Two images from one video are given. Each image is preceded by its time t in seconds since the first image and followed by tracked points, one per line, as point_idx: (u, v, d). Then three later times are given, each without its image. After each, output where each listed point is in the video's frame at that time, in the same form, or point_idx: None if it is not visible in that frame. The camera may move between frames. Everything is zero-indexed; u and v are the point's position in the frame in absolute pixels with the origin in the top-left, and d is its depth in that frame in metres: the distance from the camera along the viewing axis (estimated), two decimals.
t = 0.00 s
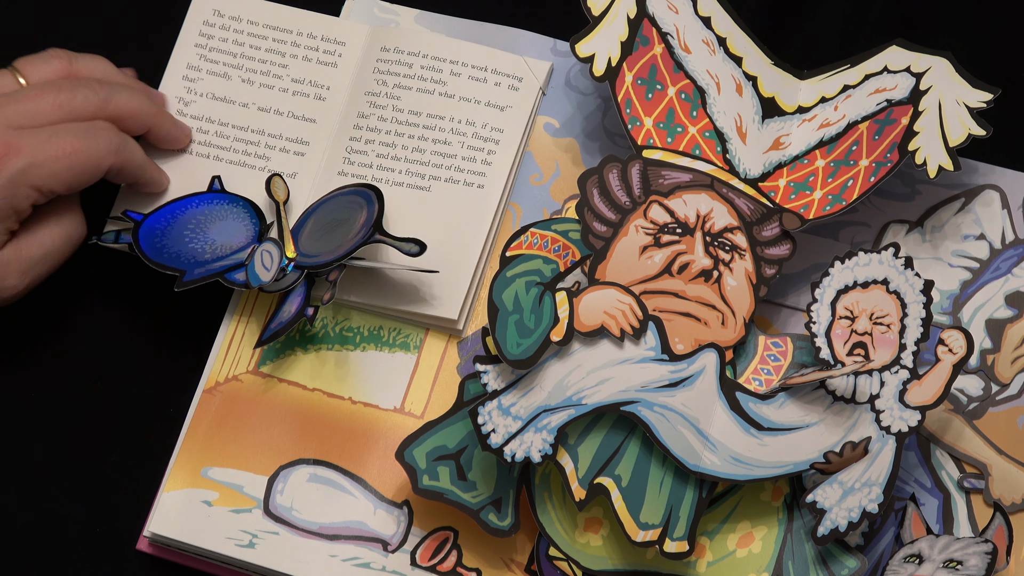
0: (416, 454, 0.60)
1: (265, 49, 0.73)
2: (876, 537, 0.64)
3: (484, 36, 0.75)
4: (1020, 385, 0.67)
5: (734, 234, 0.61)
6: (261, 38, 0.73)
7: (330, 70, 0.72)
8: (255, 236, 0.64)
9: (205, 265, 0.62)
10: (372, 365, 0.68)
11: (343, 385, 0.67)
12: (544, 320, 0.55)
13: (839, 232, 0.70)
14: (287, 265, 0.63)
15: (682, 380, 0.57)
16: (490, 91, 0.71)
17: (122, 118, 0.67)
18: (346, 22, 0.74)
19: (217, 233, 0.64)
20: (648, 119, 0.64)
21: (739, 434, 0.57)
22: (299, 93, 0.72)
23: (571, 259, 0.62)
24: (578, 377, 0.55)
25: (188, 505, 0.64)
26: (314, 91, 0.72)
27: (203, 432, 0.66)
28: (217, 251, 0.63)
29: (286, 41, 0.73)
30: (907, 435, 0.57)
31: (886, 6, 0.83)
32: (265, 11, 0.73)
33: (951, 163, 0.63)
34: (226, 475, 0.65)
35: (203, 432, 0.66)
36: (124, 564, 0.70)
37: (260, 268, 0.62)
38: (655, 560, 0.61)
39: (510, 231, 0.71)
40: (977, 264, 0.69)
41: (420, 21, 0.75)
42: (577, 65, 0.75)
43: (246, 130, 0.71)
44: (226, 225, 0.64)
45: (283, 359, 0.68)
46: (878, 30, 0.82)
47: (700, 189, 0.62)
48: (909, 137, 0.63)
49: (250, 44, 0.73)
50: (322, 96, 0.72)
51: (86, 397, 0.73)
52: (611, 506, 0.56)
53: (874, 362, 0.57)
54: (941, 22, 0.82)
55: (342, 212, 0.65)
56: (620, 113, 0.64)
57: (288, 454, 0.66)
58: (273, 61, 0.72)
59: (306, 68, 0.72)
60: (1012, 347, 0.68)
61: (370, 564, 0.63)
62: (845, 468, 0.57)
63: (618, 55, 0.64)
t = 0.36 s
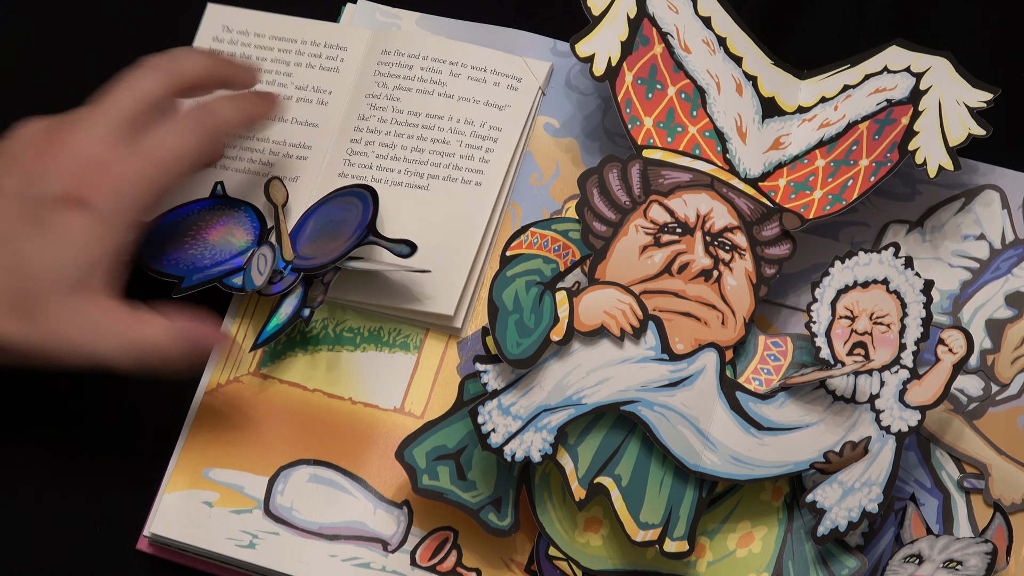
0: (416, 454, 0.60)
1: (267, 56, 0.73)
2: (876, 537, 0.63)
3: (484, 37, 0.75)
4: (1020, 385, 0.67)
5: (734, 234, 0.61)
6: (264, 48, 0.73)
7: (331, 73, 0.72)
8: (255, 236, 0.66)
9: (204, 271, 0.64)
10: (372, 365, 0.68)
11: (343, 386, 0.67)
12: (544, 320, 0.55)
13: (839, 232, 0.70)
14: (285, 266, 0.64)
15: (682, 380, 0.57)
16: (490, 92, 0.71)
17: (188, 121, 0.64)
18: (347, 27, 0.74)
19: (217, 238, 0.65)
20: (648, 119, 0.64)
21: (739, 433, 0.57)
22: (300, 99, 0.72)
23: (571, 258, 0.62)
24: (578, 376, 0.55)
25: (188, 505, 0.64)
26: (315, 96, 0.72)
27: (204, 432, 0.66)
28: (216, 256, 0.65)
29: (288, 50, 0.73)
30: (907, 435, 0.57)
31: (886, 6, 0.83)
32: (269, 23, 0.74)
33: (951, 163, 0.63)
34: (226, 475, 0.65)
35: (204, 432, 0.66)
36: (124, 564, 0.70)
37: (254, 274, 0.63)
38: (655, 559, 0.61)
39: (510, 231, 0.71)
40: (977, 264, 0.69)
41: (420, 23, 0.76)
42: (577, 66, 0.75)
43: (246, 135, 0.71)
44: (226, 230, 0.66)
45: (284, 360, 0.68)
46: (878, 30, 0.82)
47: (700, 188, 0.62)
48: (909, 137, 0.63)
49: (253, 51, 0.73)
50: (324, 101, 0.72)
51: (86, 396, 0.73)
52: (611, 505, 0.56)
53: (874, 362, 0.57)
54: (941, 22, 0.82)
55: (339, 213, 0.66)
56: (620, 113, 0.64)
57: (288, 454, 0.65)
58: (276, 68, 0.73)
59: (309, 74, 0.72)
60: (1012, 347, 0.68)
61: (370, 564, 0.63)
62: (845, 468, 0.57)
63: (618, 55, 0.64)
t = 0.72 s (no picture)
0: (416, 454, 0.60)
1: (266, 54, 0.73)
2: (876, 537, 0.63)
3: (484, 38, 0.75)
4: (1020, 385, 0.67)
5: (734, 234, 0.61)
6: (263, 44, 0.73)
7: (330, 73, 0.72)
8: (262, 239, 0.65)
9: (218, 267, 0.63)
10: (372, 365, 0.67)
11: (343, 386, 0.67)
12: (543, 320, 0.55)
13: (839, 232, 0.70)
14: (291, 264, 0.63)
15: (682, 380, 0.57)
16: (489, 92, 0.71)
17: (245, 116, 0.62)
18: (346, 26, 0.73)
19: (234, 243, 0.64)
20: (648, 119, 0.64)
21: (739, 433, 0.57)
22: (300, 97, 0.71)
23: (571, 259, 0.62)
24: (578, 376, 0.55)
25: (188, 505, 0.64)
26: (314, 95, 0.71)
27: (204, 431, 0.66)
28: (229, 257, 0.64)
29: (287, 46, 0.73)
30: (907, 435, 0.57)
31: (886, 5, 0.83)
32: (267, 19, 0.74)
33: (950, 163, 0.63)
34: (226, 475, 0.65)
35: (204, 431, 0.66)
36: (124, 564, 0.70)
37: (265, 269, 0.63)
38: (655, 560, 0.61)
39: (510, 231, 0.71)
40: (976, 264, 0.69)
41: (419, 24, 0.76)
42: (577, 66, 0.75)
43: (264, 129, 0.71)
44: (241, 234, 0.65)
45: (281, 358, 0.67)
46: (878, 30, 0.82)
47: (699, 188, 0.62)
48: (909, 137, 0.63)
49: (252, 50, 0.73)
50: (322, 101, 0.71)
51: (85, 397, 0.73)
52: (611, 505, 0.56)
53: (874, 362, 0.57)
54: (941, 22, 0.82)
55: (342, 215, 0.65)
56: (620, 113, 0.64)
57: (288, 455, 0.65)
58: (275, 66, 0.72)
59: (308, 71, 0.72)
60: (1012, 347, 0.68)
61: (370, 564, 0.63)
62: (845, 468, 0.57)
63: (617, 55, 0.64)
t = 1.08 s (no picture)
0: (416, 454, 0.60)
1: (267, 54, 0.73)
2: (876, 537, 0.63)
3: (484, 38, 0.75)
4: (1020, 385, 0.67)
5: (734, 234, 0.61)
6: (263, 44, 0.73)
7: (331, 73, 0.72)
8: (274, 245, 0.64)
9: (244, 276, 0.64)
10: (372, 365, 0.67)
11: (342, 386, 0.67)
12: (544, 320, 0.55)
13: (839, 232, 0.70)
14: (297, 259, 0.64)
15: (682, 379, 0.57)
16: (490, 92, 0.71)
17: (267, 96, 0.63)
18: (348, 26, 0.73)
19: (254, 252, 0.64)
20: (648, 119, 0.64)
21: (739, 433, 0.57)
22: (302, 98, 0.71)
23: (571, 258, 0.62)
24: (578, 376, 0.55)
25: (188, 505, 0.64)
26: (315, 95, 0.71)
27: (205, 431, 0.66)
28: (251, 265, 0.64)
29: (287, 46, 0.73)
30: (907, 434, 0.57)
31: (886, 6, 0.83)
32: (267, 18, 0.74)
33: (950, 163, 0.63)
34: (226, 474, 0.65)
35: (204, 431, 0.66)
36: (124, 564, 0.70)
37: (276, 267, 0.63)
38: (655, 559, 0.61)
39: (510, 231, 0.71)
40: (977, 264, 0.69)
41: (420, 24, 0.76)
42: (577, 66, 0.75)
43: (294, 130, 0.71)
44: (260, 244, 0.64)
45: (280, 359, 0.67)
46: (878, 31, 0.82)
47: (700, 188, 0.62)
48: (909, 137, 0.63)
49: (252, 50, 0.73)
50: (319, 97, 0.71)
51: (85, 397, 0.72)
52: (611, 505, 0.56)
53: (874, 362, 0.57)
54: (940, 23, 0.83)
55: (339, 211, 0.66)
56: (620, 113, 0.64)
57: (288, 454, 0.65)
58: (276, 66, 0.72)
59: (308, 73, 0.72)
60: (1012, 347, 0.68)
61: (370, 563, 0.63)
62: (845, 468, 0.57)
63: (618, 55, 0.64)
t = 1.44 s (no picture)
0: (416, 453, 0.60)
1: (267, 56, 0.73)
2: (876, 536, 0.63)
3: (484, 37, 0.75)
4: (1020, 385, 0.67)
5: (734, 233, 0.61)
6: (264, 45, 0.73)
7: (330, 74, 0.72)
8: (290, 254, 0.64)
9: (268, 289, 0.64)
10: (372, 364, 0.68)
11: (343, 385, 0.67)
12: (544, 319, 0.55)
13: (839, 232, 0.70)
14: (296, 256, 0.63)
15: (682, 379, 0.57)
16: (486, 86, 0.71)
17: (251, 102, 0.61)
18: (348, 28, 0.73)
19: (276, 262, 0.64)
20: (649, 118, 0.64)
21: (739, 433, 0.57)
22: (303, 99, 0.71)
23: (571, 258, 0.62)
24: (578, 376, 0.55)
25: (188, 504, 0.64)
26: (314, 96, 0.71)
27: (204, 430, 0.66)
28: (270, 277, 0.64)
29: (288, 48, 0.73)
30: (907, 434, 0.57)
31: (886, 6, 0.83)
32: (268, 20, 0.74)
33: (950, 163, 0.63)
34: (225, 474, 0.65)
35: (203, 430, 0.66)
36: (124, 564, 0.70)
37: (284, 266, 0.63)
38: (655, 559, 0.61)
39: (510, 231, 0.71)
40: (977, 264, 0.69)
41: (420, 24, 0.76)
42: (577, 66, 0.75)
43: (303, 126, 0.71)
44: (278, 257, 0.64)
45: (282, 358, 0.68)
46: (878, 31, 0.82)
47: (700, 188, 0.62)
48: (909, 137, 0.63)
49: (253, 51, 0.73)
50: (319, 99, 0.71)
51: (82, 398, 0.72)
52: (611, 505, 0.56)
53: (874, 362, 0.57)
54: (940, 22, 0.82)
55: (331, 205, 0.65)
56: (620, 113, 0.64)
57: (288, 454, 0.65)
58: (276, 67, 0.72)
59: (309, 74, 0.72)
60: (1012, 347, 0.68)
61: (370, 563, 0.63)
62: (845, 468, 0.57)
63: (617, 54, 0.64)
